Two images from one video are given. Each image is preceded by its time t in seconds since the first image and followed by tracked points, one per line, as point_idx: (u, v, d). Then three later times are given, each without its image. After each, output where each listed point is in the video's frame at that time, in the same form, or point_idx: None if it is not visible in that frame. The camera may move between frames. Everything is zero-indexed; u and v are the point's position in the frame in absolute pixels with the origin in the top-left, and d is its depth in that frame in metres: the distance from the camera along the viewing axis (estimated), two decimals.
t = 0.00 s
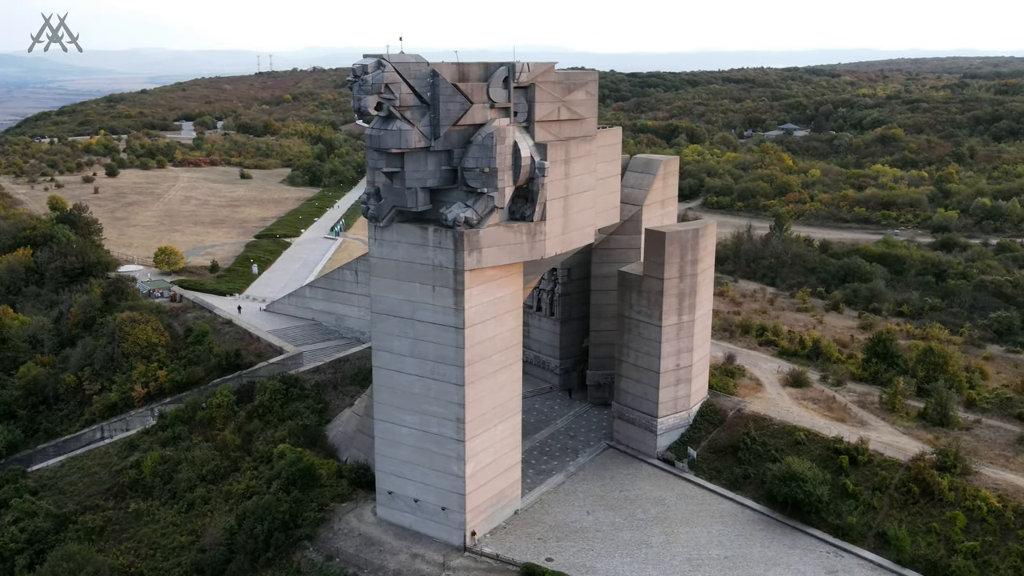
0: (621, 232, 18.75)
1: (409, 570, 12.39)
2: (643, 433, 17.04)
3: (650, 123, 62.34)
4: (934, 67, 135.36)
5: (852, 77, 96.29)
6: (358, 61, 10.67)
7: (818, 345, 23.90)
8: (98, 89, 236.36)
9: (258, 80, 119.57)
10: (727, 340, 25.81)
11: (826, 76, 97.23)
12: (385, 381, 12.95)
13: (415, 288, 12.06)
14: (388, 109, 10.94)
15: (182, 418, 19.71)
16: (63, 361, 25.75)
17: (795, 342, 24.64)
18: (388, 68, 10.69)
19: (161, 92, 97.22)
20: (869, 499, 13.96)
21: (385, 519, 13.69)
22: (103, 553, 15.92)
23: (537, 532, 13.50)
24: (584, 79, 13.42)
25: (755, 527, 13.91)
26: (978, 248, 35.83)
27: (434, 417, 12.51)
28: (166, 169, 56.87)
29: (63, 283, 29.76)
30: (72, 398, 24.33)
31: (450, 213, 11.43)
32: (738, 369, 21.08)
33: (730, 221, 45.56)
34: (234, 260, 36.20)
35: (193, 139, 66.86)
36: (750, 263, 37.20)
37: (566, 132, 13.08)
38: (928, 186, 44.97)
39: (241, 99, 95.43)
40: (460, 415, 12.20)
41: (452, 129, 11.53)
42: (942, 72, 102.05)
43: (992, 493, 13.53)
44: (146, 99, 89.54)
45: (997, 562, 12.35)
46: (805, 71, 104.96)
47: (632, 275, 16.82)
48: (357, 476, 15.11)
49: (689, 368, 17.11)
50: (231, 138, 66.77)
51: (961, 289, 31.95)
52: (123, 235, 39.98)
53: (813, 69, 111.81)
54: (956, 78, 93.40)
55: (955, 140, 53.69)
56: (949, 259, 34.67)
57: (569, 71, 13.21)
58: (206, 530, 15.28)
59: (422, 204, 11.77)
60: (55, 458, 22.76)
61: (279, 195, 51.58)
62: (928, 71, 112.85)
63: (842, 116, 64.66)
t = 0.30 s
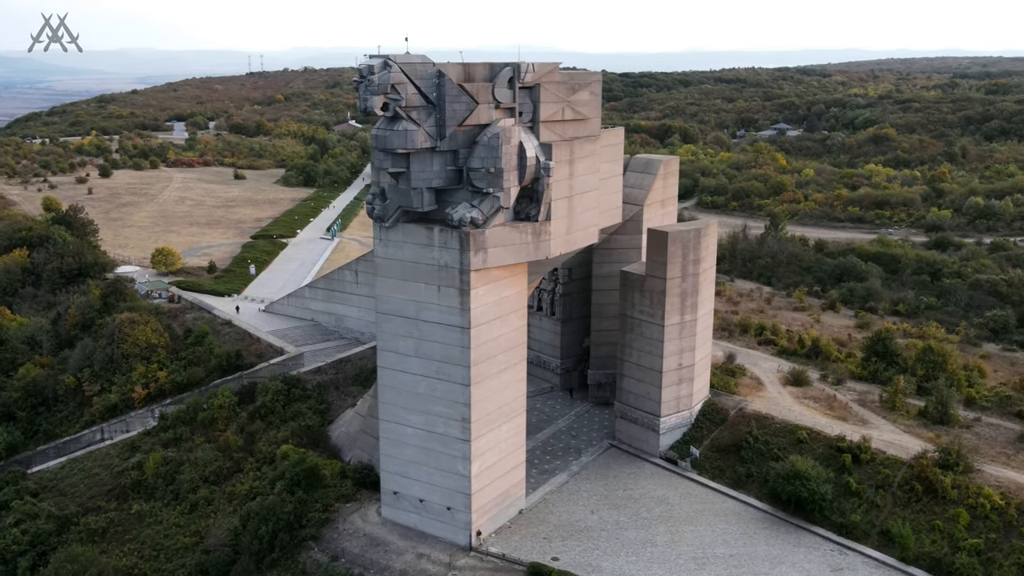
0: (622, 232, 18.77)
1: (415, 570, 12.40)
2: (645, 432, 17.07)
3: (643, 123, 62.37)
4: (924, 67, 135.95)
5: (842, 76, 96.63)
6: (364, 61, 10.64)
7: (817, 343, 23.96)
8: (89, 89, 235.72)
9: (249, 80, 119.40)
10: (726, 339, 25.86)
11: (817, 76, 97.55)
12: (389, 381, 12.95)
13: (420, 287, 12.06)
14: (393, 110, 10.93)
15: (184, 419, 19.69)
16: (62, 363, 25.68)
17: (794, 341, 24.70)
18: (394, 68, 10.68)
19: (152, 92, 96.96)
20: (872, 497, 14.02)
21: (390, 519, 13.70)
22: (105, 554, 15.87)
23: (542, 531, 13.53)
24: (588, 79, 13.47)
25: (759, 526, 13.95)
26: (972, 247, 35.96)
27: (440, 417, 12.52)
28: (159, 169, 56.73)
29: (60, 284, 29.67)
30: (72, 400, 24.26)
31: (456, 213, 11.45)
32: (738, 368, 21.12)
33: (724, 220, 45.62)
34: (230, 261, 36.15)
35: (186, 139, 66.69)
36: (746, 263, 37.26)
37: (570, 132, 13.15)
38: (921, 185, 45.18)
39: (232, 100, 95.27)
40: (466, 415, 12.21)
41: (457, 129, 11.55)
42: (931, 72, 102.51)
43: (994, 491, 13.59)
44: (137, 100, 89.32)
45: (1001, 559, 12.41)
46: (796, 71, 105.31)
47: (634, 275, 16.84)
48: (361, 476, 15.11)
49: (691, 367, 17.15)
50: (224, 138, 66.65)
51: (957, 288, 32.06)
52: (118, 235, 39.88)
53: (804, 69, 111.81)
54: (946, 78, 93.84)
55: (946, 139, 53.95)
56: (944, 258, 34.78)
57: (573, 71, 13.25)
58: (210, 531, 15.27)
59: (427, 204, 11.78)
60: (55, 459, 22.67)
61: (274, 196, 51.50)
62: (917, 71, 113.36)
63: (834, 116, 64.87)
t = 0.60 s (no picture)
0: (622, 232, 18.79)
1: (419, 570, 12.41)
2: (646, 431, 17.11)
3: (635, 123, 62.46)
4: (902, 68, 136.34)
5: (829, 77, 96.95)
6: (369, 61, 10.66)
7: (814, 342, 24.04)
8: (78, 89, 234.57)
9: (239, 80, 119.14)
10: (723, 338, 25.93)
11: (806, 76, 97.90)
12: (393, 381, 12.95)
13: (423, 288, 12.07)
14: (398, 110, 10.94)
15: (183, 420, 19.64)
16: (59, 364, 25.57)
17: (791, 339, 24.78)
18: (399, 68, 10.70)
19: (140, 93, 96.65)
20: (872, 495, 14.09)
21: (392, 519, 13.70)
22: (106, 556, 15.79)
23: (545, 531, 13.55)
24: (590, 79, 13.50)
25: (760, 523, 14.01)
26: (964, 246, 36.16)
27: (443, 417, 12.53)
28: (150, 170, 56.50)
29: (55, 285, 29.55)
30: (69, 401, 24.15)
31: (459, 213, 11.46)
32: (737, 367, 21.18)
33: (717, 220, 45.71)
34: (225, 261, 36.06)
35: (176, 139, 66.44)
36: (740, 262, 37.36)
37: (571, 132, 13.18)
38: (912, 185, 45.42)
39: (222, 100, 94.97)
40: (470, 414, 12.23)
41: (461, 130, 11.56)
42: (918, 72, 103.17)
43: (994, 487, 13.68)
44: (126, 100, 88.90)
45: (1002, 556, 12.50)
46: (784, 71, 105.70)
47: (634, 274, 16.88)
48: (363, 476, 15.11)
49: (691, 366, 17.20)
50: (215, 139, 66.45)
51: (949, 287, 32.24)
52: (111, 236, 39.70)
53: (794, 69, 111.98)
54: (933, 78, 94.38)
55: (936, 138, 54.28)
56: (936, 257, 34.96)
57: (575, 71, 13.29)
58: (212, 532, 15.24)
59: (431, 204, 11.80)
60: (53, 461, 22.56)
61: (267, 196, 51.39)
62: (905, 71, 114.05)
63: (824, 115, 65.13)
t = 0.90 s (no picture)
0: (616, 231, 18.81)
1: (418, 570, 12.40)
2: (640, 429, 17.16)
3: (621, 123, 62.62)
4: (884, 67, 137.32)
5: (812, 77, 97.66)
6: (367, 62, 10.64)
7: (805, 340, 24.18)
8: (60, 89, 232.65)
9: (221, 79, 118.65)
10: (714, 336, 26.05)
11: (788, 76, 98.60)
12: (390, 382, 12.94)
13: (421, 288, 12.07)
14: (396, 110, 10.93)
15: (176, 421, 19.52)
16: (49, 366, 25.36)
17: (782, 338, 24.93)
18: (397, 68, 10.70)
19: (122, 93, 95.95)
20: (867, 491, 14.20)
21: (390, 520, 13.68)
22: (101, 559, 15.67)
23: (543, 530, 13.58)
24: (585, 79, 13.56)
25: (756, 521, 14.08)
26: (949, 244, 36.49)
27: (441, 417, 12.54)
28: (135, 171, 56.09)
29: (43, 286, 29.31)
30: (60, 403, 23.94)
31: (457, 213, 11.47)
32: (729, 365, 21.28)
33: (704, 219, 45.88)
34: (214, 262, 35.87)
35: (160, 140, 66.00)
36: (728, 261, 37.53)
37: (568, 132, 13.21)
38: (897, 183, 45.83)
39: (205, 100, 94.43)
40: (468, 414, 12.24)
41: (459, 129, 11.57)
42: (899, 74, 103.82)
43: (988, 483, 13.81)
44: (108, 100, 88.18)
45: (996, 551, 12.63)
46: (767, 71, 106.41)
47: (629, 274, 16.92)
48: (359, 477, 15.09)
49: (685, 365, 17.28)
50: (200, 139, 66.09)
51: (936, 284, 32.50)
52: (98, 238, 39.40)
53: (776, 69, 112.58)
54: (914, 77, 95.26)
55: (919, 137, 54.79)
56: (922, 255, 35.26)
57: (571, 72, 13.34)
58: (208, 534, 15.15)
59: (429, 204, 11.81)
60: (44, 464, 22.37)
61: (254, 196, 51.16)
62: (886, 71, 114.94)
63: (809, 115, 65.58)
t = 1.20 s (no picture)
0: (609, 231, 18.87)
1: (416, 570, 12.39)
2: (635, 428, 17.22)
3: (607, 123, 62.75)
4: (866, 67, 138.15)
5: (794, 77, 98.36)
6: (364, 62, 10.63)
7: (795, 339, 24.32)
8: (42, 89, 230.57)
9: (204, 80, 118.12)
10: (705, 335, 26.16)
11: (771, 75, 99.30)
12: (387, 382, 12.93)
13: (419, 288, 12.07)
14: (393, 110, 10.93)
15: (168, 423, 19.40)
16: (38, 369, 25.16)
17: (772, 336, 25.07)
18: (394, 68, 10.69)
19: (103, 94, 95.27)
20: (861, 488, 14.32)
21: (387, 520, 13.66)
22: (95, 562, 15.55)
23: (540, 529, 13.61)
24: (580, 79, 13.63)
25: (752, 518, 14.17)
26: (934, 242, 36.83)
27: (439, 417, 12.54)
28: (119, 172, 55.66)
29: (30, 288, 29.05)
30: (50, 406, 23.75)
31: (455, 213, 11.48)
32: (722, 364, 21.39)
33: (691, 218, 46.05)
34: (203, 263, 35.66)
35: (144, 140, 65.53)
36: (715, 260, 37.69)
37: (563, 132, 13.23)
38: (881, 182, 46.23)
39: (188, 100, 93.88)
40: (466, 414, 12.25)
41: (456, 129, 11.58)
42: (879, 74, 104.69)
43: (980, 479, 13.95)
44: (89, 101, 87.47)
45: (990, 546, 12.77)
46: (749, 71, 107.11)
47: (623, 273, 16.97)
48: (355, 478, 15.06)
49: (679, 363, 17.36)
50: (184, 140, 65.69)
51: (922, 283, 32.78)
52: (83, 239, 39.08)
53: (760, 68, 113.00)
54: (894, 77, 96.18)
55: (903, 137, 55.30)
56: (908, 253, 35.57)
57: (566, 72, 13.40)
58: (203, 536, 15.06)
59: (426, 204, 11.83)
60: (34, 468, 22.17)
61: (240, 197, 50.91)
62: (867, 71, 115.93)
63: (792, 114, 66.01)
